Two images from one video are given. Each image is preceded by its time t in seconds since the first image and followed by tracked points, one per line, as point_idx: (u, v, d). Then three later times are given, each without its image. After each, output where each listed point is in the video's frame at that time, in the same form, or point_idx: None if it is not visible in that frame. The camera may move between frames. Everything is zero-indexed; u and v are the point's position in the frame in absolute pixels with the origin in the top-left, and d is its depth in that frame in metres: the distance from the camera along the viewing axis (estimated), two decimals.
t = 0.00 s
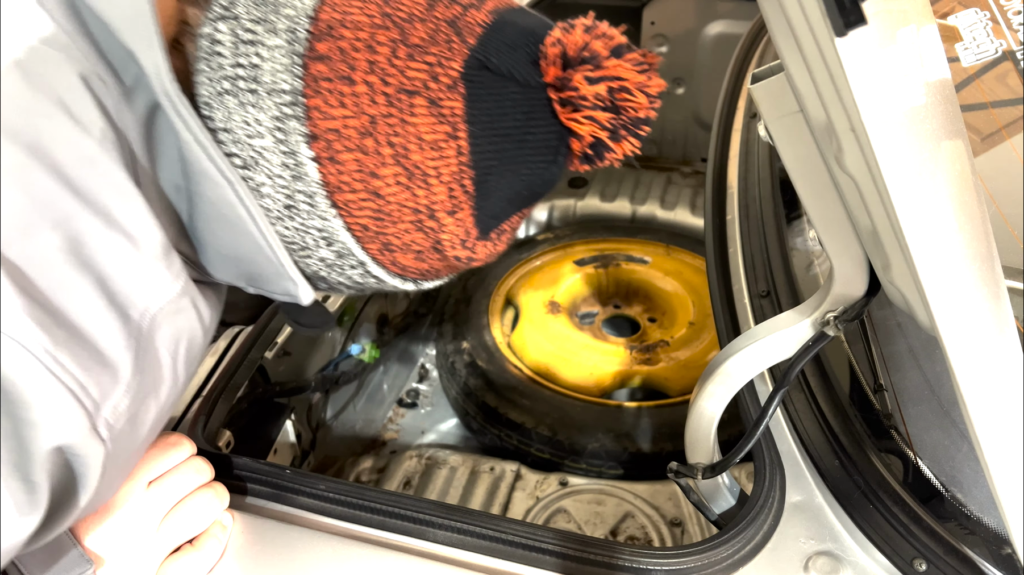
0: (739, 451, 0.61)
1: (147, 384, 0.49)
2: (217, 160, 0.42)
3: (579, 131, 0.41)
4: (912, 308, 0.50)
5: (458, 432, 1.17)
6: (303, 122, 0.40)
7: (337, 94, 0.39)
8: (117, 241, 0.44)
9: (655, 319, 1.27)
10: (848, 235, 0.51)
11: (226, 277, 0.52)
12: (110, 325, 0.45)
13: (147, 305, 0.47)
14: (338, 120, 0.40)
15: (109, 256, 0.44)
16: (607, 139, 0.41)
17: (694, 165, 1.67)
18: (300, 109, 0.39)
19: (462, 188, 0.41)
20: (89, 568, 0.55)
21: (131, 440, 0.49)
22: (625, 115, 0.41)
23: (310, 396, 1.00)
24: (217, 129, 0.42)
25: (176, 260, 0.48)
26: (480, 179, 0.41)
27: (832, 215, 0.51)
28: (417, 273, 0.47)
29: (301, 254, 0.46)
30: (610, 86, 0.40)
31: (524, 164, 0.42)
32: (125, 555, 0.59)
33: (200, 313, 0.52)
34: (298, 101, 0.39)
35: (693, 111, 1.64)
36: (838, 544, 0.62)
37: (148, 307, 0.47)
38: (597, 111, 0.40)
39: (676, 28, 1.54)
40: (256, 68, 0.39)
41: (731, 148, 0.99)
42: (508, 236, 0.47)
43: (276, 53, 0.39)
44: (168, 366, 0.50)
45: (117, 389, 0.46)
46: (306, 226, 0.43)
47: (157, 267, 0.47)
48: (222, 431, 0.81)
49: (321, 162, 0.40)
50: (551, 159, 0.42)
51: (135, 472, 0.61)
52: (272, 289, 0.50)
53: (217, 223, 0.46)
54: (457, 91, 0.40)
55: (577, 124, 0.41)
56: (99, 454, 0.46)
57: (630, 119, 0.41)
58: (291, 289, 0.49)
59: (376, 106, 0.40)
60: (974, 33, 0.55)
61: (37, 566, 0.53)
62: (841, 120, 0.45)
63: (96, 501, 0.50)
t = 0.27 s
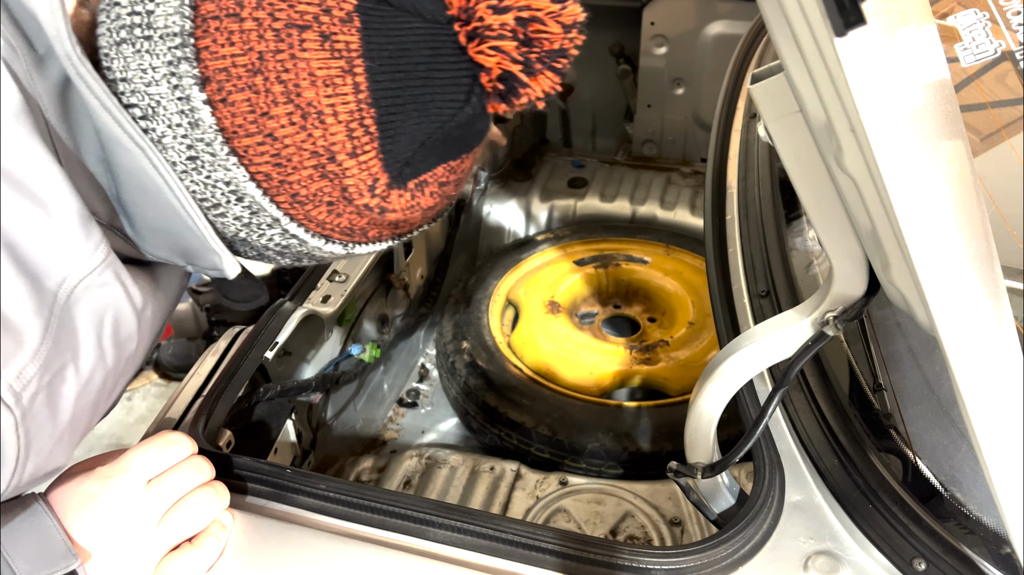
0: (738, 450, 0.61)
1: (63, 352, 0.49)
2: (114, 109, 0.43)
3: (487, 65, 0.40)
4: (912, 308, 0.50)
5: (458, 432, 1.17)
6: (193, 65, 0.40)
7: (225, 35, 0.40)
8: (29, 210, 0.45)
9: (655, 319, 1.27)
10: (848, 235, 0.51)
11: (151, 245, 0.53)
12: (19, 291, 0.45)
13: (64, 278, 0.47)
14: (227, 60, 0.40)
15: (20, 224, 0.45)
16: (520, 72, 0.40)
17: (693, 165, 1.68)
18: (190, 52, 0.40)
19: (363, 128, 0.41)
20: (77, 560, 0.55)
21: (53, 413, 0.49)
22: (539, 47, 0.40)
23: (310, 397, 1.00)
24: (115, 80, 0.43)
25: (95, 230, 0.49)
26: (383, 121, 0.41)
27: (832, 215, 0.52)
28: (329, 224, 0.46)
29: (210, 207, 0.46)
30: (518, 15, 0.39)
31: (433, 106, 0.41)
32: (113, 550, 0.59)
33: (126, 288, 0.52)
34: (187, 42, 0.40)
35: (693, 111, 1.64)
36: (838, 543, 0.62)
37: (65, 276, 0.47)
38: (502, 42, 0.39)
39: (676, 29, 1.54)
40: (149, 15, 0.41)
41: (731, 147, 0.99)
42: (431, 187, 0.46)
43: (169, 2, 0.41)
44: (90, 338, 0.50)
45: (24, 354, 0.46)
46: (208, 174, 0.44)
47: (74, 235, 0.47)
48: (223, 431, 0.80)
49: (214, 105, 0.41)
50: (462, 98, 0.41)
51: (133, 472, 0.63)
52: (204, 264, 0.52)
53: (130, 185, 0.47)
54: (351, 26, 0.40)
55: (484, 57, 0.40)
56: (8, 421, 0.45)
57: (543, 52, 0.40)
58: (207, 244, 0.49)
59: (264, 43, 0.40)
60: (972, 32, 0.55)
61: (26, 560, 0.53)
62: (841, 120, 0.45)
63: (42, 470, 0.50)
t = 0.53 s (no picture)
0: (738, 450, 0.61)
1: (52, 347, 0.49)
2: (93, 109, 0.44)
3: (454, 65, 0.42)
4: (911, 308, 0.50)
5: (458, 432, 1.17)
6: (169, 66, 0.43)
7: (199, 36, 0.42)
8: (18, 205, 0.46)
9: (654, 319, 1.28)
10: (844, 235, 0.51)
11: (133, 243, 0.55)
12: (11, 284, 0.46)
13: (55, 272, 0.49)
14: (201, 60, 0.42)
15: (10, 219, 0.46)
16: (486, 73, 0.42)
17: (693, 166, 1.68)
18: (165, 53, 0.42)
19: (333, 127, 0.43)
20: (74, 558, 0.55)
21: (43, 406, 0.49)
22: (504, 49, 0.42)
23: (310, 397, 1.01)
24: (95, 80, 0.45)
25: (78, 227, 0.50)
26: (353, 119, 0.43)
27: (828, 216, 0.52)
28: (300, 219, 0.48)
29: (188, 203, 0.48)
30: (485, 17, 0.41)
31: (402, 105, 0.43)
32: (113, 552, 0.59)
33: (110, 285, 0.53)
34: (162, 43, 0.42)
35: (693, 112, 1.65)
36: (837, 543, 0.62)
37: (53, 272, 0.48)
38: (468, 43, 0.41)
39: (676, 29, 1.54)
40: (127, 17, 0.43)
41: (730, 145, 1.00)
42: (403, 186, 0.48)
43: (146, 4, 0.43)
44: (79, 333, 0.51)
45: (14, 346, 0.46)
46: (184, 171, 0.46)
47: (61, 231, 0.49)
48: (223, 430, 0.80)
49: (190, 105, 0.43)
50: (431, 99, 0.43)
51: (133, 471, 0.63)
52: (185, 262, 0.54)
53: (113, 183, 0.49)
54: (321, 27, 0.42)
55: (451, 57, 0.42)
56: None
57: (509, 54, 0.42)
58: (186, 239, 0.51)
59: (236, 43, 0.42)
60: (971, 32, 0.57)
61: (24, 558, 0.53)
62: (840, 121, 0.45)
63: (33, 459, 0.49)
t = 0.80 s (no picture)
0: (738, 449, 0.61)
1: (55, 319, 0.52)
2: (88, 84, 0.46)
3: (438, 31, 0.45)
4: (911, 308, 0.50)
5: (458, 432, 1.18)
6: (161, 39, 0.44)
7: (189, 8, 0.44)
8: (23, 186, 0.50)
9: (654, 319, 1.28)
10: (844, 233, 0.51)
11: (129, 226, 0.56)
12: (15, 259, 0.49)
13: (56, 250, 0.52)
14: (191, 31, 0.44)
15: (13, 198, 0.49)
16: (469, 37, 0.45)
17: (693, 166, 1.68)
18: (156, 26, 0.44)
19: (321, 93, 0.45)
20: (77, 551, 0.56)
21: (46, 376, 0.52)
22: (486, 15, 0.45)
23: (310, 396, 1.01)
24: (89, 57, 0.46)
25: (80, 208, 0.54)
26: (341, 86, 0.45)
27: (827, 214, 0.51)
28: (292, 189, 0.48)
29: (182, 178, 0.49)
30: None
31: (388, 72, 0.45)
32: (115, 548, 0.59)
33: (111, 264, 0.57)
34: (154, 17, 0.44)
35: (693, 112, 1.65)
36: (837, 543, 0.62)
37: (57, 249, 0.52)
38: (452, 8, 0.44)
39: (676, 30, 1.55)
40: None
41: (730, 144, 1.00)
42: (392, 154, 0.48)
43: None
44: (81, 308, 0.55)
45: (19, 316, 0.50)
46: (177, 144, 0.47)
47: (60, 210, 0.52)
48: (223, 430, 0.80)
49: (180, 75, 0.44)
50: (417, 64, 0.46)
51: (134, 468, 0.63)
52: (182, 243, 0.54)
53: (109, 164, 0.50)
54: None
55: (436, 22, 0.44)
56: (5, 378, 0.48)
57: (490, 19, 0.45)
58: (183, 221, 0.51)
59: (225, 14, 0.44)
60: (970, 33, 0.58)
61: (26, 553, 0.54)
62: (840, 121, 0.45)
63: (36, 432, 0.53)
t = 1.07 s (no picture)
0: (737, 449, 0.61)
1: (53, 314, 0.53)
2: (82, 76, 0.46)
3: (427, 14, 0.45)
4: (911, 308, 0.50)
5: (458, 432, 1.18)
6: (151, 25, 0.44)
7: None
8: (20, 183, 0.51)
9: (654, 319, 1.28)
10: (844, 232, 0.51)
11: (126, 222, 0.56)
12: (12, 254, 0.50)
13: (52, 245, 0.53)
14: (182, 17, 0.44)
15: (10, 194, 0.50)
16: (458, 21, 0.44)
17: (693, 166, 1.68)
18: (148, 13, 0.44)
19: (312, 78, 0.45)
20: (75, 549, 0.57)
21: (44, 371, 0.53)
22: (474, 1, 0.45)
23: (310, 396, 1.01)
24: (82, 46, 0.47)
25: (76, 204, 0.55)
26: (332, 71, 0.45)
27: (827, 214, 0.51)
28: (284, 177, 0.48)
29: (174, 167, 0.49)
30: None
31: (379, 57, 0.46)
32: (114, 548, 0.59)
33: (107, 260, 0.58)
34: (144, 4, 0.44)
35: (693, 112, 1.65)
36: (837, 543, 0.62)
37: (54, 245, 0.53)
38: None
39: (676, 30, 1.55)
40: None
41: (730, 144, 1.00)
42: (383, 142, 0.49)
43: None
44: (78, 302, 0.56)
45: (16, 311, 0.50)
46: (169, 132, 0.47)
47: (56, 205, 0.53)
48: (224, 430, 0.80)
49: (171, 61, 0.44)
50: (406, 49, 0.46)
51: (134, 468, 0.63)
52: (180, 238, 0.54)
53: (107, 159, 0.50)
54: None
55: (424, 6, 0.45)
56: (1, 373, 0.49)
57: (479, 5, 0.45)
58: (181, 215, 0.51)
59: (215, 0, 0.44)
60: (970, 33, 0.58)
61: (24, 550, 0.55)
62: (840, 122, 0.45)
63: (30, 429, 0.54)
